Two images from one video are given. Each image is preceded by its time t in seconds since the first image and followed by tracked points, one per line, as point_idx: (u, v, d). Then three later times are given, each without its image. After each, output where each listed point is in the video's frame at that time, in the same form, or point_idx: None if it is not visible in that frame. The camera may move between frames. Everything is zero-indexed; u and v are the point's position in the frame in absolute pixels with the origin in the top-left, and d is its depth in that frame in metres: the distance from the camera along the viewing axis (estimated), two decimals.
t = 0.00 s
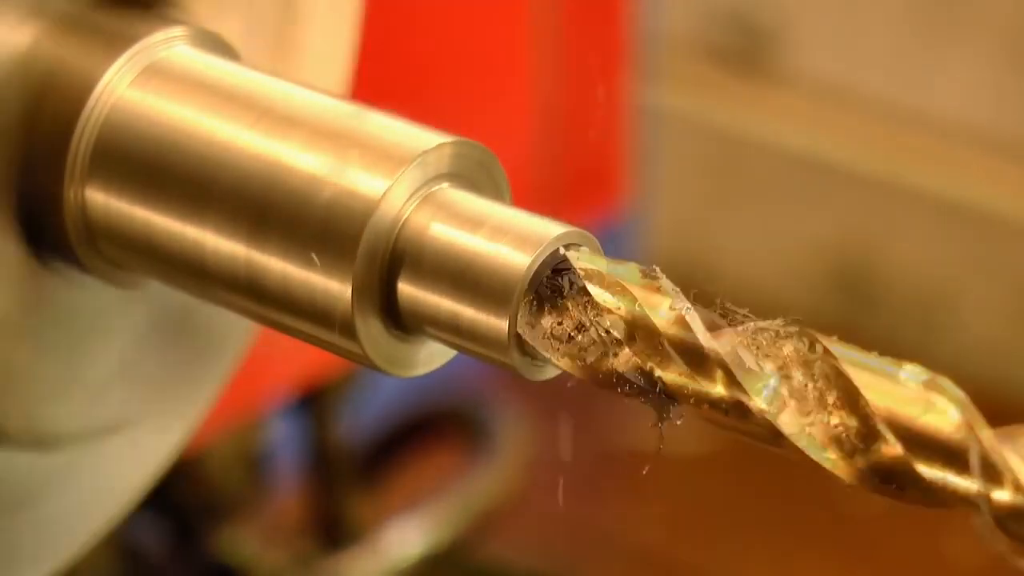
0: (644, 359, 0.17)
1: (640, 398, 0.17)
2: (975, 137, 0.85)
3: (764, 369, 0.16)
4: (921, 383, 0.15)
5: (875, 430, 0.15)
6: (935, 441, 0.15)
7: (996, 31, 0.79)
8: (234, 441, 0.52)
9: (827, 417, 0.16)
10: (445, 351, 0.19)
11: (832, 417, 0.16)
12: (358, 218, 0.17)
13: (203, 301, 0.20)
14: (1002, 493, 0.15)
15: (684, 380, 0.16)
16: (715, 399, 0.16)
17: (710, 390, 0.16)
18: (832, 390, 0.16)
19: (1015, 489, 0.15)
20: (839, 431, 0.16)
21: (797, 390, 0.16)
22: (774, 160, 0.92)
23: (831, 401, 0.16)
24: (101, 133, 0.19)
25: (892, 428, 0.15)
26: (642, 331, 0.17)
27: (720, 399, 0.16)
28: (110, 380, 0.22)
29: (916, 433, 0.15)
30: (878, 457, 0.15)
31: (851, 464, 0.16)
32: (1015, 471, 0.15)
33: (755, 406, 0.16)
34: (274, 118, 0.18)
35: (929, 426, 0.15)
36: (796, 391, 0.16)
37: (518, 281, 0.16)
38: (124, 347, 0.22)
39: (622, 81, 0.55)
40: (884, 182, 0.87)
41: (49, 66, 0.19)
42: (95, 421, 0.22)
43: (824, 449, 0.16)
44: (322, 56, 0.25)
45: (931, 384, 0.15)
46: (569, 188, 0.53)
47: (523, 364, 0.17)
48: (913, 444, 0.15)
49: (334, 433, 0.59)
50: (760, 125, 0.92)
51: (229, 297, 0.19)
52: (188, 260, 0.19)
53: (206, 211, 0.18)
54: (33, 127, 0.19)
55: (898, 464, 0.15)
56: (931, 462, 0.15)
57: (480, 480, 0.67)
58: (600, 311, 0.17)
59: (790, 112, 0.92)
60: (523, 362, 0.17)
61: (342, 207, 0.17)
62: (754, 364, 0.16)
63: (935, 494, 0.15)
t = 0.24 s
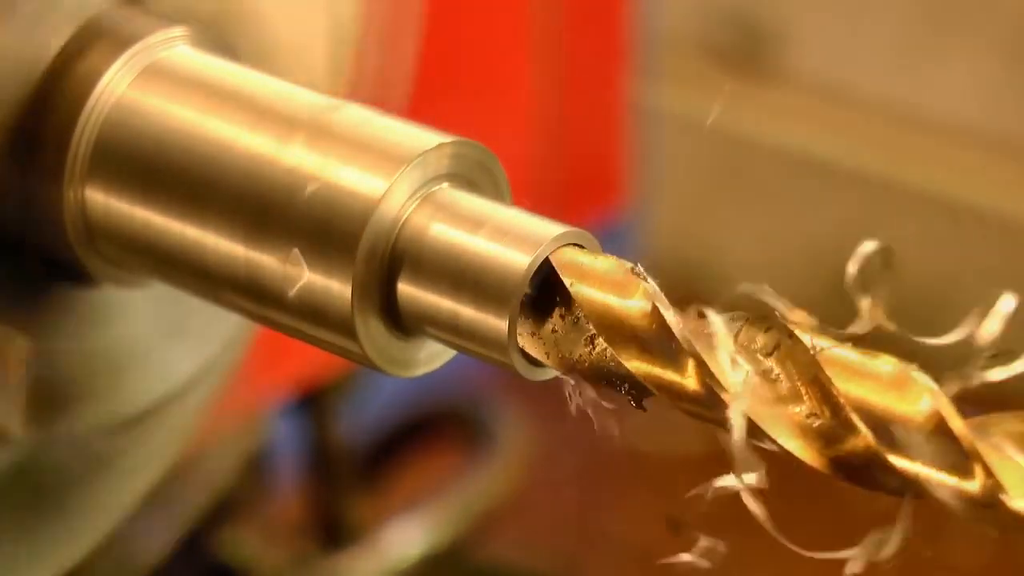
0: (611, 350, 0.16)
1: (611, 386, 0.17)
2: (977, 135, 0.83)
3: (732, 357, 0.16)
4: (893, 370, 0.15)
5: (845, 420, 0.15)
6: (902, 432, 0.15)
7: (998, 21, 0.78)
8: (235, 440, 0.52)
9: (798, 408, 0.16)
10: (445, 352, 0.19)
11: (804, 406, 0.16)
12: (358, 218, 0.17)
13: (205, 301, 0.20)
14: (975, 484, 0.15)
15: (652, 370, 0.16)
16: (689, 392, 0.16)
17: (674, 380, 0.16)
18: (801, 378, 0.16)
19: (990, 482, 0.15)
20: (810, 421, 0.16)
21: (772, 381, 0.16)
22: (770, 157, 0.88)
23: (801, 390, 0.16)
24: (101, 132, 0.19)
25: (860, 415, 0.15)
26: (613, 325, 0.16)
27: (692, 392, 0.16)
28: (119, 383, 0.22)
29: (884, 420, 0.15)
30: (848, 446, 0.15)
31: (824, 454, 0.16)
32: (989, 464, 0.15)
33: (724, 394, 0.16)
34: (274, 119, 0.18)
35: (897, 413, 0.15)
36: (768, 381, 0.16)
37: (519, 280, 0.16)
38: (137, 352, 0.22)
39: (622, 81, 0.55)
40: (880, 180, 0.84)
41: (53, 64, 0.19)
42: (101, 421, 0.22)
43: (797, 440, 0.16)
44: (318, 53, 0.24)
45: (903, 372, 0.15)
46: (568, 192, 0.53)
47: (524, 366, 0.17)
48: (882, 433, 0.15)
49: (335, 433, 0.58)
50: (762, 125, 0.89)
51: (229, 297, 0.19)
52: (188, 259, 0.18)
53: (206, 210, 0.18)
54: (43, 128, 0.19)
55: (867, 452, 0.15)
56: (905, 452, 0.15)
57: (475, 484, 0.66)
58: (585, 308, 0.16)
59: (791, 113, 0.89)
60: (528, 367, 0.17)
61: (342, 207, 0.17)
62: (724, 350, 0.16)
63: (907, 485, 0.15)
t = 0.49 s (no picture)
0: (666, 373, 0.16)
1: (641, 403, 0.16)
2: (978, 138, 0.82)
3: (796, 384, 0.17)
4: (964, 396, 0.16)
5: (912, 446, 0.16)
6: (970, 457, 0.16)
7: (992, 24, 0.77)
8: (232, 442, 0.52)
9: (865, 431, 0.17)
10: (444, 352, 0.19)
11: (870, 431, 0.17)
12: (358, 216, 0.17)
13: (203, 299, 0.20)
14: None
15: (719, 398, 0.16)
16: (751, 417, 0.16)
17: (739, 406, 0.16)
18: (869, 408, 0.17)
19: None
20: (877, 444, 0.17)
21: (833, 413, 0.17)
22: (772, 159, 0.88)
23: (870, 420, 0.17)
24: (101, 131, 0.19)
25: (926, 441, 0.16)
26: (681, 354, 0.16)
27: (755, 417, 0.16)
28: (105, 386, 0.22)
29: (952, 446, 0.16)
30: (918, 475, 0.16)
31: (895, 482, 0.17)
32: None
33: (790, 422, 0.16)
34: (276, 118, 0.18)
35: (968, 439, 0.16)
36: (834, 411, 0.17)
37: (518, 279, 0.16)
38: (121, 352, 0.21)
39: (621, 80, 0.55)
40: (890, 181, 0.85)
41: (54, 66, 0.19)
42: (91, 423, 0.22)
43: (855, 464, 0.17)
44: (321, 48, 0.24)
45: (973, 397, 0.16)
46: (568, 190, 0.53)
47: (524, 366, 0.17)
48: (948, 458, 0.16)
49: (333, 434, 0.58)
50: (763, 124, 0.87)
51: (227, 296, 0.19)
52: (188, 258, 0.18)
53: (205, 210, 0.18)
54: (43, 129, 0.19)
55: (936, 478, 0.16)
56: (976, 480, 0.16)
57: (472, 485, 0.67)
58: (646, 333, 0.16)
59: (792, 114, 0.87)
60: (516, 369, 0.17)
61: (342, 206, 0.17)
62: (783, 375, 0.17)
63: (970, 510, 0.16)
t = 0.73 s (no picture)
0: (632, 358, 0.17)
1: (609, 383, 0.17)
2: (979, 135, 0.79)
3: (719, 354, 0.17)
4: (881, 364, 0.17)
5: (833, 417, 0.17)
6: (891, 428, 0.16)
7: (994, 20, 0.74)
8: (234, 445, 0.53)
9: (786, 401, 0.17)
10: (445, 351, 0.19)
11: (789, 400, 0.17)
12: (357, 218, 0.17)
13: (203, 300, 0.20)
14: (960, 479, 0.16)
15: (640, 365, 0.17)
16: (674, 384, 0.17)
17: (660, 373, 0.17)
18: (789, 373, 0.17)
19: (976, 475, 0.16)
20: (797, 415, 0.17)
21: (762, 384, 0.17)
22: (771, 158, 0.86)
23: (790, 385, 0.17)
24: (101, 133, 0.19)
25: (849, 413, 0.16)
26: (610, 328, 0.17)
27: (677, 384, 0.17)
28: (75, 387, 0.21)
29: (875, 420, 0.16)
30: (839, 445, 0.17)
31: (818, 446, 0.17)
32: (975, 457, 0.16)
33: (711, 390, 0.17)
34: (275, 119, 0.18)
35: (886, 411, 0.16)
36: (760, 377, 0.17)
37: (518, 279, 0.16)
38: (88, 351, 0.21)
39: (621, 81, 0.54)
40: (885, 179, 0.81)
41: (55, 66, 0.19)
42: (71, 431, 0.22)
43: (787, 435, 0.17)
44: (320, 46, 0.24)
45: (889, 365, 0.16)
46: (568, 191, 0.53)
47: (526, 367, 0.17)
48: (870, 429, 0.16)
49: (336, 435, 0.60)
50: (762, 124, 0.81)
51: (227, 297, 0.19)
52: (189, 259, 0.18)
53: (205, 210, 0.18)
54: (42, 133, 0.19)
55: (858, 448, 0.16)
56: (894, 449, 0.16)
57: (478, 483, 0.68)
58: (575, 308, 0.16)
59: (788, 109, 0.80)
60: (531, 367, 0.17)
61: (341, 207, 0.17)
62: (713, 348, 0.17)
63: (895, 479, 0.16)
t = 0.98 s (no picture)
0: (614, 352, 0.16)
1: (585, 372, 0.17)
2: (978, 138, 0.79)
3: (701, 349, 0.17)
4: (866, 358, 0.16)
5: (817, 411, 0.16)
6: (874, 422, 0.16)
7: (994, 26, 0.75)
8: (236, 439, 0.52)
9: (771, 396, 0.16)
10: (445, 351, 0.19)
11: (775, 395, 0.16)
12: (357, 219, 0.17)
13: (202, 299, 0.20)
14: (944, 474, 0.16)
15: (625, 359, 0.16)
16: (657, 380, 0.16)
17: (649, 370, 0.16)
18: (773, 368, 0.16)
19: (960, 469, 0.16)
20: (782, 409, 0.16)
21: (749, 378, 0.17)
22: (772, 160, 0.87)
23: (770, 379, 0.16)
24: (100, 133, 0.19)
25: (834, 407, 0.16)
26: (594, 322, 0.16)
27: (661, 379, 0.16)
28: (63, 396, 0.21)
29: (860, 414, 0.16)
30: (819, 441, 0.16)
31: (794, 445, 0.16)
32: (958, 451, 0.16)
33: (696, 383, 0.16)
34: (275, 119, 0.18)
35: (869, 405, 0.16)
36: (744, 372, 0.17)
37: (517, 279, 0.16)
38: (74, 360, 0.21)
39: (622, 81, 0.55)
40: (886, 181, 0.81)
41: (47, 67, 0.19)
42: (75, 425, 0.21)
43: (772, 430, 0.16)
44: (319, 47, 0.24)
45: (874, 359, 0.16)
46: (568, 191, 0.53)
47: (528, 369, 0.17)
48: (853, 424, 0.16)
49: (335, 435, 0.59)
50: (763, 123, 0.87)
51: (228, 297, 0.19)
52: (189, 260, 0.19)
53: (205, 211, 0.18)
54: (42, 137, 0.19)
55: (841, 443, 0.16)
56: (877, 443, 0.16)
57: (478, 482, 0.66)
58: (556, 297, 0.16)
59: (789, 112, 0.86)
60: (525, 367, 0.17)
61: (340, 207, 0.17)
62: (695, 340, 0.17)
63: (879, 475, 0.16)
